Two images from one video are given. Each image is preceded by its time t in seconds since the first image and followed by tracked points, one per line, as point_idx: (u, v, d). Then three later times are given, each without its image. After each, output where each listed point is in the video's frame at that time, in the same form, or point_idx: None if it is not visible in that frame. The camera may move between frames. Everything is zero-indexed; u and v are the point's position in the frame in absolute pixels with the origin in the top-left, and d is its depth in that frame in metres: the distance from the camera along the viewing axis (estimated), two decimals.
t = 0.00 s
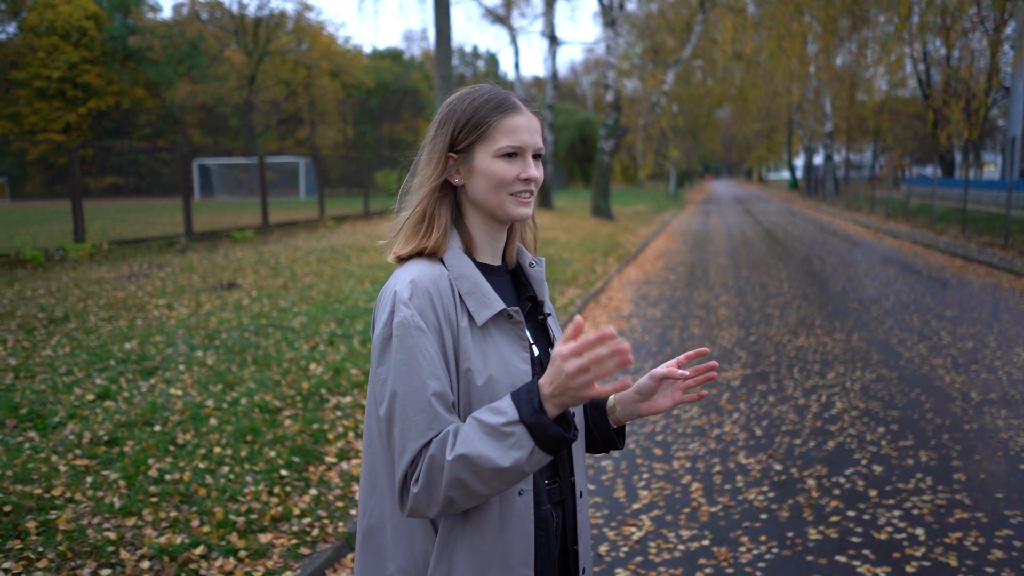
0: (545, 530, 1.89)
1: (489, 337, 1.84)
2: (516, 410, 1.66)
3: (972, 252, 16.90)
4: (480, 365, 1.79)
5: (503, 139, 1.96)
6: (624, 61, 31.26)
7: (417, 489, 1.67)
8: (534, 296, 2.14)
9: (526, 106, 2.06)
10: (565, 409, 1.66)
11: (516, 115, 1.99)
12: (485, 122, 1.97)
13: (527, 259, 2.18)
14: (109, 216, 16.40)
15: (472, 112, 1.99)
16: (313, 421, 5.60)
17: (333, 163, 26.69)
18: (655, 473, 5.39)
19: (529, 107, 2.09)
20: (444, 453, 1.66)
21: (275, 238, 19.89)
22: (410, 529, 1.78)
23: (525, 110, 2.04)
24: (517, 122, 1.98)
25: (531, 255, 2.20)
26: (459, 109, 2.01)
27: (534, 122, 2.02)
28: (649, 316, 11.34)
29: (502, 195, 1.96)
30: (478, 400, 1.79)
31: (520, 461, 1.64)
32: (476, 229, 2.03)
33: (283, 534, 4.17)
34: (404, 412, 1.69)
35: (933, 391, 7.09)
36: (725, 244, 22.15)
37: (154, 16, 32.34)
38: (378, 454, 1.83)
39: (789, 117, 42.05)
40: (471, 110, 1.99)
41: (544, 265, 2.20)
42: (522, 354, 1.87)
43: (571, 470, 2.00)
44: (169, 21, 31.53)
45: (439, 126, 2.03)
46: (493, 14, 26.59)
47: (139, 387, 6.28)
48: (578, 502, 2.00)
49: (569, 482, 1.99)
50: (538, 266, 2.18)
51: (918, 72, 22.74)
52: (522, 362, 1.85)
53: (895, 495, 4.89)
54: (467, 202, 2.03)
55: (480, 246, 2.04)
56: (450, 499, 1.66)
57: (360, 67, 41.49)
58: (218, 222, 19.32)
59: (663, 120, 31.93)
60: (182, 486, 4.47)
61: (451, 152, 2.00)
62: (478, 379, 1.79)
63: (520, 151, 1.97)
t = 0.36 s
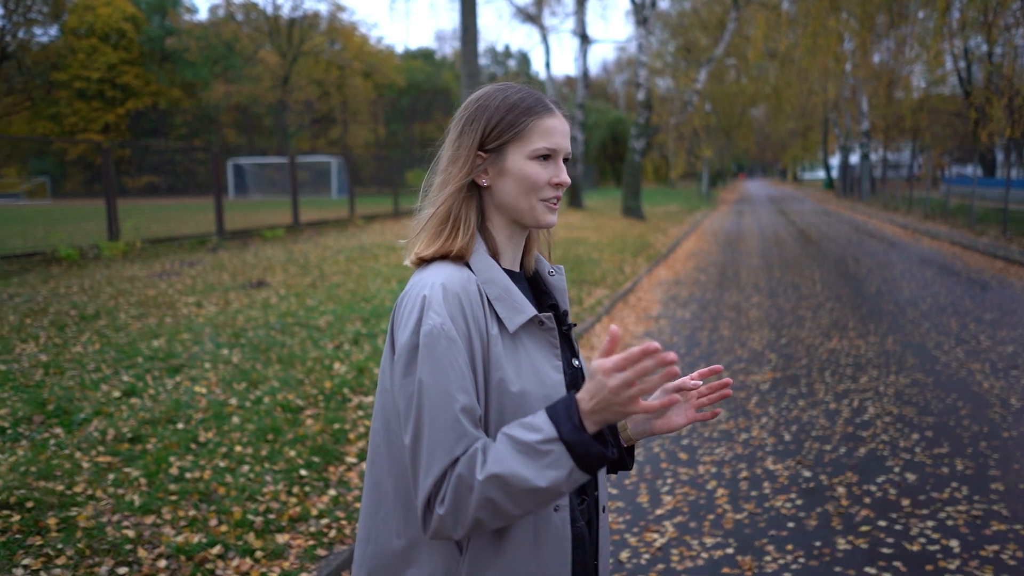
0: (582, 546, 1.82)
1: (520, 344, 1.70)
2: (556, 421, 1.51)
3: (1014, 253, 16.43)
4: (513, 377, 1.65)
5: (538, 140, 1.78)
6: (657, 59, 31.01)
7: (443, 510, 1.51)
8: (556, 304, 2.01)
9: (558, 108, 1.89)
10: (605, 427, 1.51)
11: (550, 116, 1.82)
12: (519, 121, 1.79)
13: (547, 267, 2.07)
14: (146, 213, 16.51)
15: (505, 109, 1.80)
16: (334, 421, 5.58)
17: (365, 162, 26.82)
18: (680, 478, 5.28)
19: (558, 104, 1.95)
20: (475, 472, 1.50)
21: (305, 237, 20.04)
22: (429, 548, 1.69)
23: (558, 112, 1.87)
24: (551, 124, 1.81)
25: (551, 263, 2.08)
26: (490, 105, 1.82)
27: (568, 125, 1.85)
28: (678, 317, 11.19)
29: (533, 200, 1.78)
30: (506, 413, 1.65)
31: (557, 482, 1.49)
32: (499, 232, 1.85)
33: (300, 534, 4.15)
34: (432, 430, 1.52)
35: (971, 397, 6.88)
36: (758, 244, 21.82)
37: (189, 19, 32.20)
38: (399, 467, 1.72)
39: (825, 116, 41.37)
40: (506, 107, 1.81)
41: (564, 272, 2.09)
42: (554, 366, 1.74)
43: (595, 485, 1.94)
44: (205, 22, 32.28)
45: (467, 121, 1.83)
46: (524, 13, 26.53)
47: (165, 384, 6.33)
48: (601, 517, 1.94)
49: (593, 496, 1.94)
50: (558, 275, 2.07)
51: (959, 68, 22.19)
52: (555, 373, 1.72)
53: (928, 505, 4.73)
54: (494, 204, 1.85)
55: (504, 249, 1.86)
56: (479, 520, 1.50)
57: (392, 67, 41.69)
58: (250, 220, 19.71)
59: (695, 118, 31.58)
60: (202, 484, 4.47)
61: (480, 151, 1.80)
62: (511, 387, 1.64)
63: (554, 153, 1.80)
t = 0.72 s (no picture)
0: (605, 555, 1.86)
1: (540, 357, 1.60)
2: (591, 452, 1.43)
3: None
4: (535, 392, 1.55)
5: (550, 135, 1.69)
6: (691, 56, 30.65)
7: (468, 543, 1.42)
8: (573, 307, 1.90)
9: (566, 99, 1.80)
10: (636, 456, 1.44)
11: (560, 109, 1.73)
12: (527, 116, 1.69)
13: (561, 267, 1.96)
14: (180, 211, 17.16)
15: (511, 105, 1.70)
16: (355, 421, 5.54)
17: (397, 160, 26.93)
18: (706, 484, 5.15)
19: (566, 95, 1.85)
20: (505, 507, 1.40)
21: (336, 235, 20.16)
22: None
23: (566, 104, 1.78)
24: (561, 117, 1.71)
25: (564, 262, 1.98)
26: (494, 100, 1.73)
27: (577, 116, 1.76)
28: (709, 318, 10.99)
29: (547, 199, 1.69)
30: (529, 432, 1.54)
31: (591, 514, 1.41)
32: (511, 236, 1.75)
33: (316, 537, 4.10)
34: (453, 457, 1.43)
35: (1013, 404, 6.62)
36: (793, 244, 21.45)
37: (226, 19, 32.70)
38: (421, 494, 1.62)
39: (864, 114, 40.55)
40: (510, 102, 1.71)
41: (580, 272, 1.99)
42: (575, 375, 1.63)
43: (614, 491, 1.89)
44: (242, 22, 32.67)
45: (471, 121, 1.74)
46: (557, 10, 26.41)
47: (190, 383, 6.35)
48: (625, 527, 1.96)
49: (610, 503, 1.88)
50: (573, 274, 1.97)
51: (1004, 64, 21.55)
52: (576, 385, 1.62)
53: (966, 517, 4.54)
54: (505, 207, 1.75)
55: (517, 254, 1.76)
56: (509, 550, 1.41)
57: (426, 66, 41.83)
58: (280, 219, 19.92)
59: (730, 116, 31.18)
60: (221, 484, 4.46)
61: (487, 151, 1.70)
62: (533, 404, 1.54)
63: (565, 149, 1.71)
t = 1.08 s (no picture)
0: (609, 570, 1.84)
1: (527, 371, 1.55)
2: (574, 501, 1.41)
3: None
4: (517, 407, 1.50)
5: (551, 144, 1.65)
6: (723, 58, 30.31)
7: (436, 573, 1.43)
8: (571, 315, 1.82)
9: (573, 102, 1.76)
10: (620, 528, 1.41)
11: (564, 115, 1.68)
12: (527, 122, 1.64)
13: (562, 272, 1.86)
14: (212, 212, 17.48)
15: (512, 110, 1.66)
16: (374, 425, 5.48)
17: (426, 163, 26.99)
18: (731, 495, 5.02)
19: (572, 98, 1.81)
20: (476, 542, 1.40)
21: (364, 237, 20.24)
22: None
23: (572, 110, 1.74)
24: (565, 124, 1.67)
25: (565, 267, 1.88)
26: (495, 102, 1.69)
27: (582, 123, 1.72)
28: (737, 323, 10.80)
29: (546, 209, 1.64)
30: (510, 452, 1.51)
31: None
32: (508, 245, 1.70)
33: (331, 543, 4.04)
34: (424, 479, 1.42)
35: None
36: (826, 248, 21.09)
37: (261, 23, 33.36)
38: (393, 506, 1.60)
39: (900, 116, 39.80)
40: (510, 106, 1.67)
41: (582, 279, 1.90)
42: (564, 393, 1.57)
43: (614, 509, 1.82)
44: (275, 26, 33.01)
45: (470, 123, 1.69)
46: (587, 12, 26.31)
47: (213, 385, 6.37)
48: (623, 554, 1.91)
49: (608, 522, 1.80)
50: (576, 279, 1.87)
51: None
52: (564, 401, 1.57)
53: (1003, 534, 4.36)
54: (500, 216, 1.70)
55: (513, 263, 1.72)
56: None
57: (457, 68, 41.90)
58: (308, 221, 20.06)
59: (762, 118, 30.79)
60: (238, 488, 4.44)
61: (485, 156, 1.66)
62: (515, 421, 1.50)
63: (568, 158, 1.67)
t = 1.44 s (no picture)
0: None
1: (499, 374, 1.52)
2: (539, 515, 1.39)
3: None
4: (486, 412, 1.47)
5: (534, 137, 1.62)
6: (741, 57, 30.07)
7: None
8: (549, 316, 1.77)
9: (557, 99, 1.73)
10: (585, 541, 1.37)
11: (548, 108, 1.65)
12: (510, 115, 1.62)
13: (541, 272, 1.81)
14: (229, 213, 17.59)
15: (494, 103, 1.63)
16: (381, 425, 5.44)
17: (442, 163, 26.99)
18: (742, 498, 4.95)
19: (558, 94, 1.79)
20: (438, 551, 1.39)
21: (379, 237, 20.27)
22: None
23: (557, 105, 1.71)
24: (548, 118, 1.64)
25: (546, 267, 1.83)
26: (478, 95, 1.66)
27: (566, 118, 1.69)
28: (753, 324, 10.69)
29: (531, 204, 1.61)
30: (478, 457, 1.47)
31: None
32: (488, 245, 1.66)
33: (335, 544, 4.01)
34: (387, 479, 1.40)
35: None
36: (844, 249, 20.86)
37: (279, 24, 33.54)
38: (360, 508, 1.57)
39: (921, 115, 39.30)
40: (492, 100, 1.64)
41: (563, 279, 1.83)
42: (537, 398, 1.53)
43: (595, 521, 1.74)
44: (293, 27, 33.18)
45: (451, 116, 1.66)
46: (603, 12, 26.22)
47: (223, 384, 6.38)
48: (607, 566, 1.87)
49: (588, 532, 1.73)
50: (554, 279, 1.81)
51: None
52: (537, 407, 1.52)
53: (1021, 540, 4.26)
54: (480, 211, 1.66)
55: (492, 264, 1.67)
56: None
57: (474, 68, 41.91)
58: (324, 221, 20.13)
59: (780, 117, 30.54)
60: (244, 488, 4.43)
61: (466, 150, 1.62)
62: (483, 425, 1.47)
63: (551, 152, 1.64)
